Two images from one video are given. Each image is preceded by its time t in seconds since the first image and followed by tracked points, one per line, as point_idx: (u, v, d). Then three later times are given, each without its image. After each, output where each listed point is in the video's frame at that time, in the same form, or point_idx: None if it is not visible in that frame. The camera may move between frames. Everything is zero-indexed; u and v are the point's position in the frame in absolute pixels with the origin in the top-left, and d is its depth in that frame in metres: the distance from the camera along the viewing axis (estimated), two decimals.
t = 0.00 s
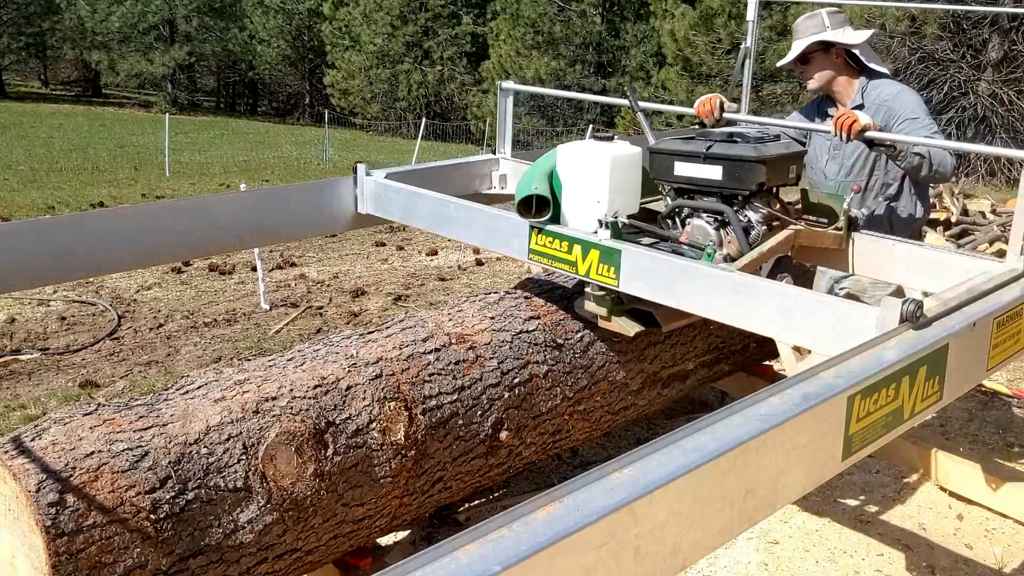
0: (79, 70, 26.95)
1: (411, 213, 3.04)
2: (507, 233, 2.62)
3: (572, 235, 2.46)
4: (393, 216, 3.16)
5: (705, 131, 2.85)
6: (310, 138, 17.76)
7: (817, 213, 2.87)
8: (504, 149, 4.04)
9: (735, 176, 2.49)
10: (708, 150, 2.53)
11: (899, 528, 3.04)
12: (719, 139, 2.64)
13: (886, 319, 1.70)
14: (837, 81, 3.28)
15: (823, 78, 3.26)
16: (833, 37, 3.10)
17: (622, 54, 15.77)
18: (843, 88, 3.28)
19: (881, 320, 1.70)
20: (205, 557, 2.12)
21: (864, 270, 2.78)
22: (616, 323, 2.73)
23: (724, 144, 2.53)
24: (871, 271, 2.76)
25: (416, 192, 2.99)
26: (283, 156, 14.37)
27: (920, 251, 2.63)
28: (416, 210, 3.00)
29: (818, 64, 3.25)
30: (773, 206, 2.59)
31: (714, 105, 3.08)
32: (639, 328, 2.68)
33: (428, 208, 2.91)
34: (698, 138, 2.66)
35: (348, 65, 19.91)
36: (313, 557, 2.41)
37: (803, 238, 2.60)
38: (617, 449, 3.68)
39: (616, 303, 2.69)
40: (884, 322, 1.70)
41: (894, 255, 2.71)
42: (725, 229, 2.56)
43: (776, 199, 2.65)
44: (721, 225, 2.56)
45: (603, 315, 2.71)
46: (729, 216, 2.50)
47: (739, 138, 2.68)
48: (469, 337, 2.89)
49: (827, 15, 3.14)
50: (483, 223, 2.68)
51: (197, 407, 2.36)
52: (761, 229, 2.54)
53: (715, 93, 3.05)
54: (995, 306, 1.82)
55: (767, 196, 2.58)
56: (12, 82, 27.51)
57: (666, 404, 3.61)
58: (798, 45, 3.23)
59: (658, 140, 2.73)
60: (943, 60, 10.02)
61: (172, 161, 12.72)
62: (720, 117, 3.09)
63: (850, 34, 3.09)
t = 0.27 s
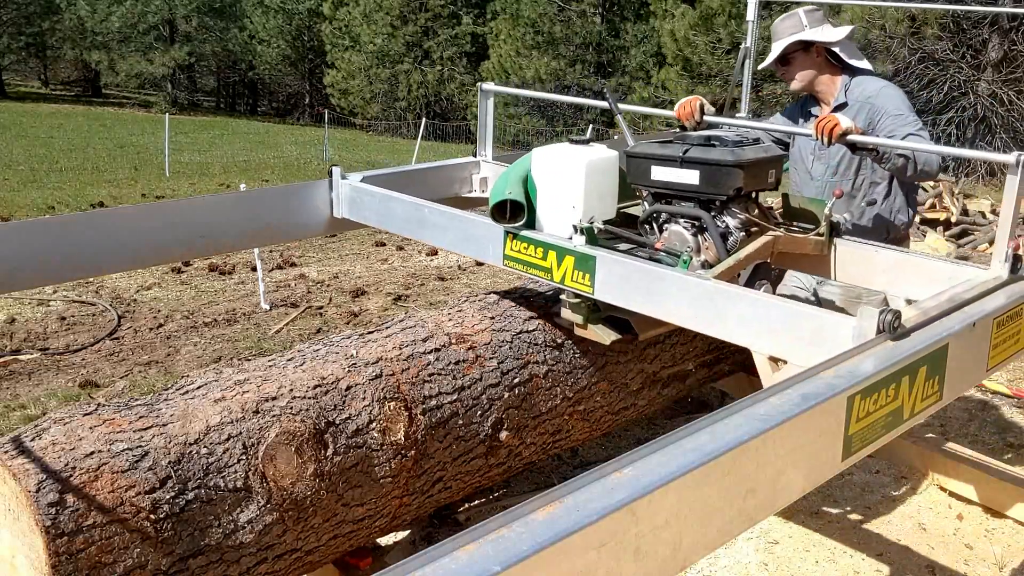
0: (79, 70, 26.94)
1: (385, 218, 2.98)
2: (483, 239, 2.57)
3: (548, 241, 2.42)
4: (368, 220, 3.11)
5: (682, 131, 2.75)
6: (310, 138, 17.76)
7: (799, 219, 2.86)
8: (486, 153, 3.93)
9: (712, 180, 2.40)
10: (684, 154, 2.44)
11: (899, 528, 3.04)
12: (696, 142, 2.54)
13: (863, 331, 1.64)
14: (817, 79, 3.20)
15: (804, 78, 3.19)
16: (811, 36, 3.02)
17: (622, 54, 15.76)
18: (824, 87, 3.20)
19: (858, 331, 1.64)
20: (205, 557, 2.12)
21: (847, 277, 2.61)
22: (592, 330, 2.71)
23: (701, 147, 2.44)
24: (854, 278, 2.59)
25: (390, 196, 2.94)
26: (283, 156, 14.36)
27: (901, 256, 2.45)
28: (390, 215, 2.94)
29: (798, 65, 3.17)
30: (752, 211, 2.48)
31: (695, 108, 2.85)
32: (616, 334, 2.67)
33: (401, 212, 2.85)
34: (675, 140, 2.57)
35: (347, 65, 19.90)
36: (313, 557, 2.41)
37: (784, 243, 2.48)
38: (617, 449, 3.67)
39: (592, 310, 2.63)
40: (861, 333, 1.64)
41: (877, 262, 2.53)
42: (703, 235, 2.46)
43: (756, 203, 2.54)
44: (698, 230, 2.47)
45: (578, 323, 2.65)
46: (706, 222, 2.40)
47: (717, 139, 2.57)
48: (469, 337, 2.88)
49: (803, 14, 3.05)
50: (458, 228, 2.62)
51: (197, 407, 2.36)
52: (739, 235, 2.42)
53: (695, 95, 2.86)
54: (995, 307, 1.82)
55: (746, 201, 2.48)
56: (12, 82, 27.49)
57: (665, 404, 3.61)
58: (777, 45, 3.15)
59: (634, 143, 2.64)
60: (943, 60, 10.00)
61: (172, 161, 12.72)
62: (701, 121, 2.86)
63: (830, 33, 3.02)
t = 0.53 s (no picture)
0: (79, 70, 26.92)
1: (358, 222, 2.96)
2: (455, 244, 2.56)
3: (521, 247, 2.39)
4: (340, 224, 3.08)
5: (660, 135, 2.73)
6: (310, 138, 17.75)
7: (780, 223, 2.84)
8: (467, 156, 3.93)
9: (688, 186, 2.37)
10: (659, 158, 2.41)
11: (899, 528, 3.04)
12: (671, 145, 2.50)
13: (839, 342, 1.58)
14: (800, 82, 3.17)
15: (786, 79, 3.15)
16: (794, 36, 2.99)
17: (622, 54, 15.73)
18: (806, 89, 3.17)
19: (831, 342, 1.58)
20: (205, 557, 2.12)
21: (829, 284, 2.62)
22: (566, 339, 2.67)
23: (676, 151, 2.41)
24: (836, 284, 2.60)
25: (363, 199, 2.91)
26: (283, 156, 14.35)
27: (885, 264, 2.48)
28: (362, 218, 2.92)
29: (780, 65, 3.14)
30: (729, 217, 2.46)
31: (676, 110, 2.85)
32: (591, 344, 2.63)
33: (374, 216, 2.83)
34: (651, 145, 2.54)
35: (348, 65, 19.86)
36: (313, 557, 2.41)
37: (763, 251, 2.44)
38: (617, 449, 3.67)
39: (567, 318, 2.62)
40: (836, 343, 1.57)
41: (858, 270, 2.55)
42: (678, 240, 2.43)
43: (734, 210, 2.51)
44: (675, 236, 2.43)
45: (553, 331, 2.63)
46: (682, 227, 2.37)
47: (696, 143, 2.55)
48: (469, 336, 2.88)
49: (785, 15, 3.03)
50: (431, 234, 2.61)
51: (197, 407, 2.36)
52: (716, 241, 2.40)
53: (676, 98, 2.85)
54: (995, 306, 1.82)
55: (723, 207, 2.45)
56: (12, 82, 27.47)
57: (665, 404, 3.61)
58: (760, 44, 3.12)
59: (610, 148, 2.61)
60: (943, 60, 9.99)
61: (172, 161, 12.71)
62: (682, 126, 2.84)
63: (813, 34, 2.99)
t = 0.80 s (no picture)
0: (79, 70, 26.89)
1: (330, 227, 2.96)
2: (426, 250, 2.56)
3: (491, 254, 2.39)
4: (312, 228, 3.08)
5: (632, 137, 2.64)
6: (310, 138, 17.74)
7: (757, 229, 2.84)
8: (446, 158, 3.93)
9: (662, 192, 2.30)
10: (634, 163, 2.32)
11: (899, 528, 3.04)
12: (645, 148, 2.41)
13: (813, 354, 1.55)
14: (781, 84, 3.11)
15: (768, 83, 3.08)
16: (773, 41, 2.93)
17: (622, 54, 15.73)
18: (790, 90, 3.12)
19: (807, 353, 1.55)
20: (205, 557, 2.12)
21: (808, 292, 2.66)
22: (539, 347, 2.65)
23: (651, 156, 2.33)
24: (818, 292, 2.64)
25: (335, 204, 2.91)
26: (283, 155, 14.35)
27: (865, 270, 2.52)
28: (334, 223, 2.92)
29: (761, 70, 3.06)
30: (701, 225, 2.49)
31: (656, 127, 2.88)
32: (564, 353, 2.61)
33: (347, 221, 2.84)
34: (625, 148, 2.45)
35: (347, 65, 19.77)
36: (313, 557, 2.40)
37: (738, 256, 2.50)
38: (617, 449, 3.67)
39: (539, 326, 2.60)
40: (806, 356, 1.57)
41: (838, 276, 2.59)
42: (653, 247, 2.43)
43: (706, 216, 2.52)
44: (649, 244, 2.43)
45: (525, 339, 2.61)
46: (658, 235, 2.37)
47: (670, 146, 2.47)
48: (469, 336, 2.88)
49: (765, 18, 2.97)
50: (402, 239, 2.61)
51: (197, 407, 2.36)
52: (691, 248, 2.43)
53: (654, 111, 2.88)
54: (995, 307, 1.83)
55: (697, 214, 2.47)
56: (12, 81, 27.44)
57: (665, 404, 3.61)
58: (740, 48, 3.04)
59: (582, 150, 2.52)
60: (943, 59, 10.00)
61: (172, 161, 12.71)
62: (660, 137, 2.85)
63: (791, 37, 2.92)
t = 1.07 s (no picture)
0: (79, 70, 26.87)
1: (301, 230, 2.96)
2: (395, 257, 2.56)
3: (459, 261, 2.38)
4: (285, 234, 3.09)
5: (607, 142, 2.63)
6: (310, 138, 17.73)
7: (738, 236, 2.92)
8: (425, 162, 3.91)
9: (633, 197, 2.28)
10: (607, 168, 2.31)
11: (899, 528, 3.04)
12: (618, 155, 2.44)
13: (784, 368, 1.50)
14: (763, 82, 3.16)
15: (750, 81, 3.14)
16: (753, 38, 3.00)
17: (622, 54, 15.72)
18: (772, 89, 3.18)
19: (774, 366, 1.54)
20: (205, 557, 2.12)
21: (787, 300, 2.67)
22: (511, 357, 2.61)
23: (623, 162, 2.32)
24: (795, 299, 2.64)
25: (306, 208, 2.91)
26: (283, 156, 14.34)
27: (841, 277, 2.52)
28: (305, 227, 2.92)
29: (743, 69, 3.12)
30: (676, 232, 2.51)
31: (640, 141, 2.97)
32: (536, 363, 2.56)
33: (318, 226, 2.84)
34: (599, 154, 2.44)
35: (347, 65, 19.68)
36: (313, 557, 2.40)
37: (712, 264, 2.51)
38: (616, 449, 3.67)
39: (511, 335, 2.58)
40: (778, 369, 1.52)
41: (817, 283, 2.59)
42: (627, 254, 2.44)
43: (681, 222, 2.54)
44: (622, 251, 2.44)
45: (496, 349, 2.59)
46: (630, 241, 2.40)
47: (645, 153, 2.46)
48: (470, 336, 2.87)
49: (746, 15, 3.09)
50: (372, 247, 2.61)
51: (197, 407, 2.36)
52: (663, 255, 2.45)
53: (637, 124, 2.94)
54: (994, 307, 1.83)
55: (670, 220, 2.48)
56: (12, 81, 27.41)
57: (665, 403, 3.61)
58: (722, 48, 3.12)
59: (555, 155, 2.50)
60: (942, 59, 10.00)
61: (172, 161, 12.70)
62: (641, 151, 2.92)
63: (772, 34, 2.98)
